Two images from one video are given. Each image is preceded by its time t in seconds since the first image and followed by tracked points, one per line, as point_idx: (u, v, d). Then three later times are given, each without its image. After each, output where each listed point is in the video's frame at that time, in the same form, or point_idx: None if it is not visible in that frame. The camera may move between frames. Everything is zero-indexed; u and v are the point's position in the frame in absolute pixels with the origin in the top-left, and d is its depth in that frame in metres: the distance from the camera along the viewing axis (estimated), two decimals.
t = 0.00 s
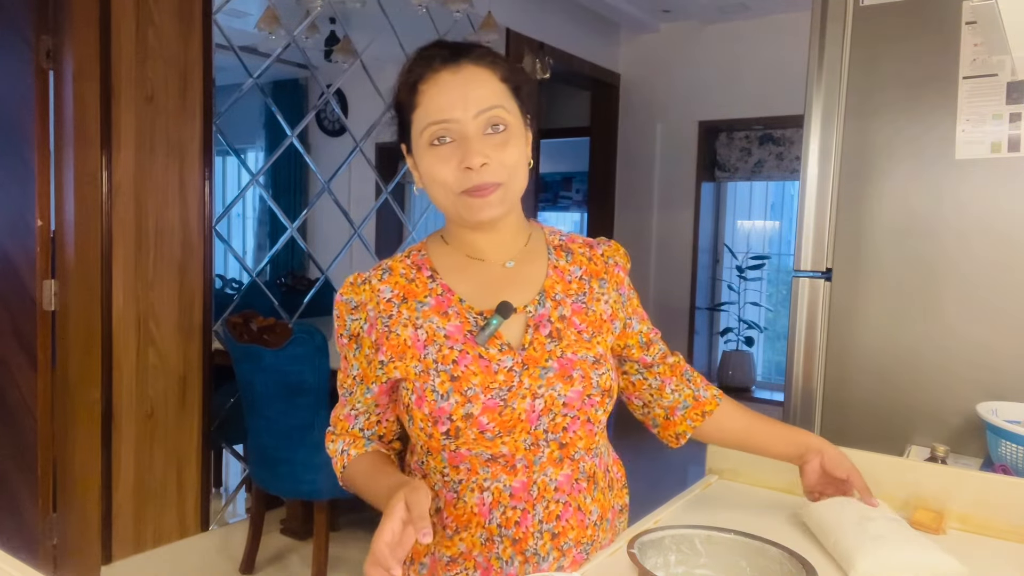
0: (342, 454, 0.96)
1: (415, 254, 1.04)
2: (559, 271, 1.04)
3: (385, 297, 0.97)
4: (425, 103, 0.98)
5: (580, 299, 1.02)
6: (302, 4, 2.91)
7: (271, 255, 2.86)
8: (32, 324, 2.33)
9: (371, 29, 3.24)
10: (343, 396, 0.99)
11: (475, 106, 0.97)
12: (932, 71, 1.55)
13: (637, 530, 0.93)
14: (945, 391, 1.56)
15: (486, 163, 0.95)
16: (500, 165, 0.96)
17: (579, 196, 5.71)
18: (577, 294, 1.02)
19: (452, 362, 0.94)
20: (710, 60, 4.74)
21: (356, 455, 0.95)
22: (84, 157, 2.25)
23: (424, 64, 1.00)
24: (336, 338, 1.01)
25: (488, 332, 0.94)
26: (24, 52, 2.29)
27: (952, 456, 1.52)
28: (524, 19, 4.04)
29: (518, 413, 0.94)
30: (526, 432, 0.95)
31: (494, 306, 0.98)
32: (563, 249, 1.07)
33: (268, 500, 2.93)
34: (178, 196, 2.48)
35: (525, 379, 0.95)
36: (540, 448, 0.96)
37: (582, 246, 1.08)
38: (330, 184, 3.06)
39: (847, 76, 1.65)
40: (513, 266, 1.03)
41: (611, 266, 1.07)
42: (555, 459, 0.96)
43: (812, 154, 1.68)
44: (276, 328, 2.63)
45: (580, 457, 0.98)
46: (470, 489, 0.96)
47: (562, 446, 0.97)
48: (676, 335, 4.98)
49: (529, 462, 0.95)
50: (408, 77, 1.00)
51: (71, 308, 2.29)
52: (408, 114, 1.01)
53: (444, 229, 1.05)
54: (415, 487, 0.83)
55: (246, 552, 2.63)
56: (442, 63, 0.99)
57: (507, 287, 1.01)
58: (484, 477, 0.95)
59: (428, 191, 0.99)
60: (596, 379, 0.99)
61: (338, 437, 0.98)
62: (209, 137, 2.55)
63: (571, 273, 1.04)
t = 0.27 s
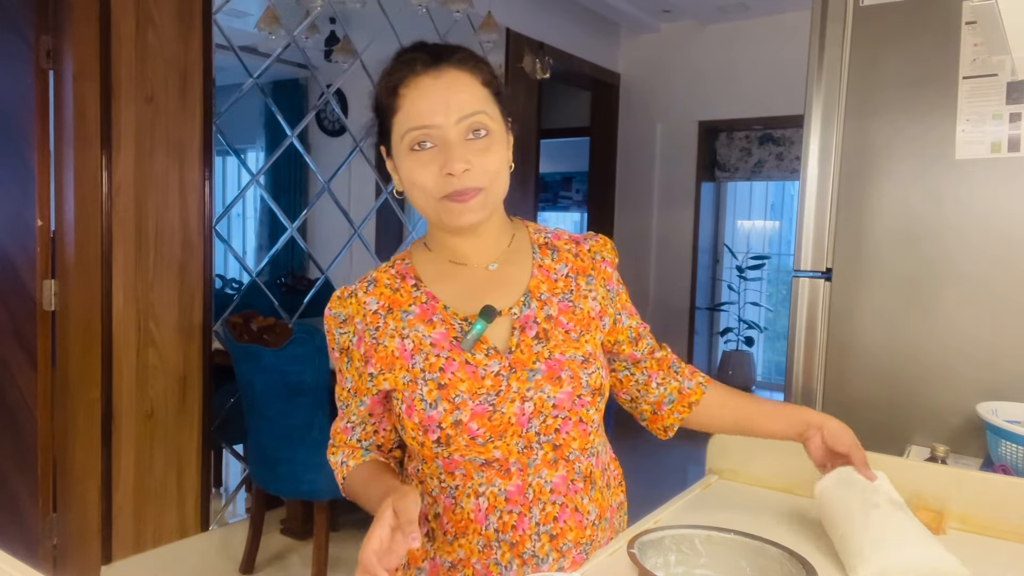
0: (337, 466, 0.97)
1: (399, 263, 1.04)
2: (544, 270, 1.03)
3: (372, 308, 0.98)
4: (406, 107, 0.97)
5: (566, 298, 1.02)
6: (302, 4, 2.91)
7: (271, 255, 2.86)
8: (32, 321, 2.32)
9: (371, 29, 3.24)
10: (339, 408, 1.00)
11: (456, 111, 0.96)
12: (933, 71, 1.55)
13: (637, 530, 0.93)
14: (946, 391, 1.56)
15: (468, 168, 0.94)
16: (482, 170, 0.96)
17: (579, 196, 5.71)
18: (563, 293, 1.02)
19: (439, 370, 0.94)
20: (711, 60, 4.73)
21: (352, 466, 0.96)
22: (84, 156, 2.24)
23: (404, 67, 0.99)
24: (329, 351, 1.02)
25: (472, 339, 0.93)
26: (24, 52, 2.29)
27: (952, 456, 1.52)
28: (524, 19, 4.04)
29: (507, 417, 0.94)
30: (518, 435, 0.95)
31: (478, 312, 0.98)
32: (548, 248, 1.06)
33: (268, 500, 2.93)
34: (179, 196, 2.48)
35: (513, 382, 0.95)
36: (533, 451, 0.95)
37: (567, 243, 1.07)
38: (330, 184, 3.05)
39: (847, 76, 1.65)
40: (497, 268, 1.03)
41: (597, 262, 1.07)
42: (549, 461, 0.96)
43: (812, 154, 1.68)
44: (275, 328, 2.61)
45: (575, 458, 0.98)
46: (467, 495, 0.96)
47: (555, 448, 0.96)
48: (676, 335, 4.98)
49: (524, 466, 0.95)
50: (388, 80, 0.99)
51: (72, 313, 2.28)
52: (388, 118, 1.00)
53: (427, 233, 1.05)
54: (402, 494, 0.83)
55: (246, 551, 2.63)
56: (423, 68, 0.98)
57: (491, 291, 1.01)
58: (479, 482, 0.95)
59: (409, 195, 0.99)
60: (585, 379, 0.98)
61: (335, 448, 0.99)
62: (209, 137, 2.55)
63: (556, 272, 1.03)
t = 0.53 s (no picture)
0: (322, 472, 0.98)
1: (378, 270, 1.04)
2: (522, 270, 1.02)
3: (352, 316, 0.99)
4: (379, 115, 0.96)
5: (545, 297, 1.01)
6: (302, 4, 2.91)
7: (271, 255, 2.86)
8: (32, 319, 2.35)
9: (370, 30, 3.24)
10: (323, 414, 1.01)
11: (430, 119, 0.96)
12: (933, 71, 1.55)
13: (636, 530, 0.93)
14: (946, 391, 1.56)
15: (442, 176, 0.94)
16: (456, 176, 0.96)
17: (579, 196, 5.71)
18: (542, 293, 1.01)
19: (419, 375, 0.94)
20: (710, 60, 4.73)
21: (334, 471, 0.97)
22: (84, 156, 2.26)
23: (374, 74, 0.98)
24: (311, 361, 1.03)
25: (450, 344, 0.94)
26: (25, 53, 2.29)
27: (952, 456, 1.52)
28: (524, 19, 4.04)
29: (489, 419, 0.94)
30: (501, 437, 0.94)
31: (454, 316, 0.98)
32: (527, 248, 1.05)
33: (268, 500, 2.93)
34: (178, 196, 2.48)
35: (493, 384, 0.94)
36: (517, 452, 0.95)
37: (546, 242, 1.06)
38: (330, 185, 3.04)
39: (847, 76, 1.65)
40: (474, 270, 1.03)
41: (576, 259, 1.05)
42: (535, 461, 0.95)
43: (812, 154, 1.69)
44: (275, 327, 2.68)
45: (561, 456, 0.97)
46: (454, 498, 0.96)
47: (540, 447, 0.96)
48: (676, 335, 4.98)
49: (509, 467, 0.95)
50: (359, 86, 0.98)
51: (72, 311, 2.31)
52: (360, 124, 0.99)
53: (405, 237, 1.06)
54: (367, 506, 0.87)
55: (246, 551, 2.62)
56: (395, 74, 0.97)
57: (468, 293, 1.01)
58: (466, 485, 0.95)
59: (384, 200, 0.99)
60: (565, 378, 0.97)
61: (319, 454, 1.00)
62: (208, 137, 2.55)
63: (534, 271, 1.02)
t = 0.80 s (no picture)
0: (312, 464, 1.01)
1: (369, 268, 1.05)
2: (508, 269, 1.00)
3: (340, 314, 1.00)
4: (370, 120, 0.95)
5: (531, 296, 0.98)
6: (302, 4, 2.91)
7: (272, 255, 2.86)
8: (32, 319, 2.33)
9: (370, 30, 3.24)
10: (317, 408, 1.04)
11: (423, 125, 0.94)
12: (933, 71, 1.55)
13: (635, 530, 0.93)
14: (946, 391, 1.56)
15: (436, 183, 0.94)
16: (449, 182, 0.96)
17: (579, 196, 5.71)
18: (527, 292, 0.99)
19: (400, 373, 0.94)
20: (711, 60, 4.74)
21: (321, 464, 0.99)
22: (84, 157, 2.25)
23: (365, 78, 0.96)
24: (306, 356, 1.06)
25: (432, 343, 0.94)
26: (25, 52, 2.29)
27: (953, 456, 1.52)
28: (524, 19, 4.04)
29: (468, 418, 0.93)
30: (480, 437, 0.93)
31: (437, 315, 0.98)
32: (516, 247, 1.02)
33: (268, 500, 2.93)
34: (179, 196, 2.48)
35: (473, 384, 0.93)
36: (497, 452, 0.93)
37: (535, 240, 1.03)
38: (330, 185, 3.04)
39: (847, 76, 1.65)
40: (460, 270, 1.01)
41: (566, 256, 1.02)
42: (515, 461, 0.93)
43: (812, 154, 1.69)
44: (275, 328, 2.77)
45: (542, 456, 0.95)
46: (435, 497, 0.95)
47: (520, 448, 0.94)
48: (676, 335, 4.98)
49: (489, 467, 0.93)
50: (350, 90, 0.96)
51: (72, 311, 2.29)
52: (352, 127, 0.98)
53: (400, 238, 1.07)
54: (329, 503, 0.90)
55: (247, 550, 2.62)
56: (384, 78, 0.95)
57: (452, 292, 1.00)
58: (446, 484, 0.94)
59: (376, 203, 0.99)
60: (547, 378, 0.95)
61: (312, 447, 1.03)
62: (209, 137, 2.55)
63: (521, 270, 1.00)
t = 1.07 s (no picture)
0: (310, 454, 1.03)
1: (373, 263, 1.07)
2: (509, 270, 0.98)
3: (341, 307, 1.02)
4: (388, 116, 0.95)
5: (529, 298, 0.96)
6: (302, 4, 2.91)
7: (271, 255, 2.86)
8: (32, 319, 2.33)
9: (370, 29, 3.24)
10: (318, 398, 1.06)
11: (441, 121, 0.94)
12: (933, 71, 1.55)
13: (635, 531, 0.93)
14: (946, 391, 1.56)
15: (453, 178, 0.94)
16: (466, 177, 0.95)
17: (579, 196, 5.71)
18: (526, 294, 0.96)
19: (393, 369, 0.95)
20: (711, 60, 4.73)
21: (318, 456, 1.01)
22: (84, 157, 2.24)
23: (383, 74, 0.96)
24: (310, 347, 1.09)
25: (426, 342, 0.93)
26: (25, 52, 2.29)
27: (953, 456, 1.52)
28: (524, 19, 4.04)
29: (458, 419, 0.92)
30: (469, 439, 0.92)
31: (433, 313, 0.98)
32: (519, 247, 1.00)
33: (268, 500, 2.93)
34: (179, 196, 2.48)
35: (464, 384, 0.93)
36: (486, 455, 0.92)
37: (539, 241, 1.00)
38: (330, 184, 3.04)
39: (847, 76, 1.65)
40: (461, 268, 1.01)
41: (569, 256, 0.98)
42: (504, 465, 0.92)
43: (812, 154, 1.69)
44: (275, 328, 2.81)
45: (533, 461, 0.92)
46: (425, 497, 0.95)
47: (510, 451, 0.92)
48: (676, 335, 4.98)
49: (478, 470, 0.92)
50: (367, 86, 0.96)
51: (71, 311, 2.28)
52: (366, 123, 0.98)
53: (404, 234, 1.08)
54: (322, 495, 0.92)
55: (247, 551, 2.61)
56: (402, 74, 0.95)
57: (451, 290, 0.99)
58: (435, 484, 0.94)
59: (390, 200, 0.98)
60: (539, 383, 0.93)
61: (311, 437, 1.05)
62: (209, 137, 2.55)
63: (522, 272, 0.98)
